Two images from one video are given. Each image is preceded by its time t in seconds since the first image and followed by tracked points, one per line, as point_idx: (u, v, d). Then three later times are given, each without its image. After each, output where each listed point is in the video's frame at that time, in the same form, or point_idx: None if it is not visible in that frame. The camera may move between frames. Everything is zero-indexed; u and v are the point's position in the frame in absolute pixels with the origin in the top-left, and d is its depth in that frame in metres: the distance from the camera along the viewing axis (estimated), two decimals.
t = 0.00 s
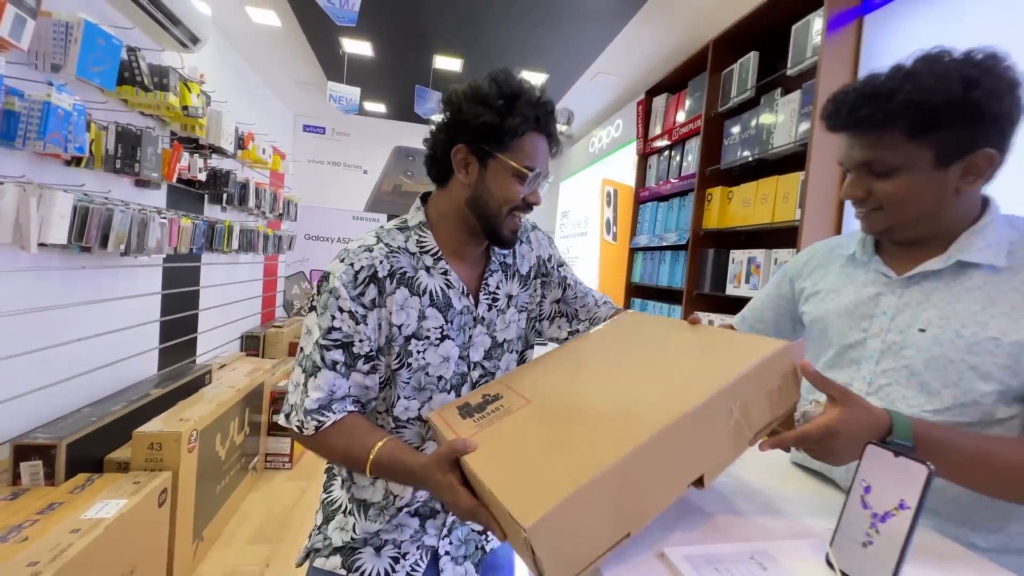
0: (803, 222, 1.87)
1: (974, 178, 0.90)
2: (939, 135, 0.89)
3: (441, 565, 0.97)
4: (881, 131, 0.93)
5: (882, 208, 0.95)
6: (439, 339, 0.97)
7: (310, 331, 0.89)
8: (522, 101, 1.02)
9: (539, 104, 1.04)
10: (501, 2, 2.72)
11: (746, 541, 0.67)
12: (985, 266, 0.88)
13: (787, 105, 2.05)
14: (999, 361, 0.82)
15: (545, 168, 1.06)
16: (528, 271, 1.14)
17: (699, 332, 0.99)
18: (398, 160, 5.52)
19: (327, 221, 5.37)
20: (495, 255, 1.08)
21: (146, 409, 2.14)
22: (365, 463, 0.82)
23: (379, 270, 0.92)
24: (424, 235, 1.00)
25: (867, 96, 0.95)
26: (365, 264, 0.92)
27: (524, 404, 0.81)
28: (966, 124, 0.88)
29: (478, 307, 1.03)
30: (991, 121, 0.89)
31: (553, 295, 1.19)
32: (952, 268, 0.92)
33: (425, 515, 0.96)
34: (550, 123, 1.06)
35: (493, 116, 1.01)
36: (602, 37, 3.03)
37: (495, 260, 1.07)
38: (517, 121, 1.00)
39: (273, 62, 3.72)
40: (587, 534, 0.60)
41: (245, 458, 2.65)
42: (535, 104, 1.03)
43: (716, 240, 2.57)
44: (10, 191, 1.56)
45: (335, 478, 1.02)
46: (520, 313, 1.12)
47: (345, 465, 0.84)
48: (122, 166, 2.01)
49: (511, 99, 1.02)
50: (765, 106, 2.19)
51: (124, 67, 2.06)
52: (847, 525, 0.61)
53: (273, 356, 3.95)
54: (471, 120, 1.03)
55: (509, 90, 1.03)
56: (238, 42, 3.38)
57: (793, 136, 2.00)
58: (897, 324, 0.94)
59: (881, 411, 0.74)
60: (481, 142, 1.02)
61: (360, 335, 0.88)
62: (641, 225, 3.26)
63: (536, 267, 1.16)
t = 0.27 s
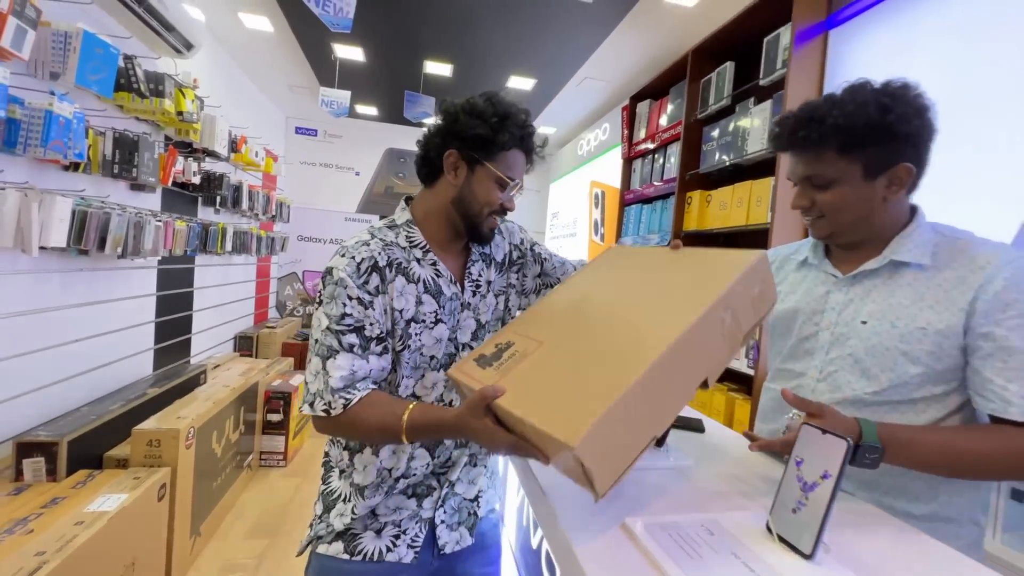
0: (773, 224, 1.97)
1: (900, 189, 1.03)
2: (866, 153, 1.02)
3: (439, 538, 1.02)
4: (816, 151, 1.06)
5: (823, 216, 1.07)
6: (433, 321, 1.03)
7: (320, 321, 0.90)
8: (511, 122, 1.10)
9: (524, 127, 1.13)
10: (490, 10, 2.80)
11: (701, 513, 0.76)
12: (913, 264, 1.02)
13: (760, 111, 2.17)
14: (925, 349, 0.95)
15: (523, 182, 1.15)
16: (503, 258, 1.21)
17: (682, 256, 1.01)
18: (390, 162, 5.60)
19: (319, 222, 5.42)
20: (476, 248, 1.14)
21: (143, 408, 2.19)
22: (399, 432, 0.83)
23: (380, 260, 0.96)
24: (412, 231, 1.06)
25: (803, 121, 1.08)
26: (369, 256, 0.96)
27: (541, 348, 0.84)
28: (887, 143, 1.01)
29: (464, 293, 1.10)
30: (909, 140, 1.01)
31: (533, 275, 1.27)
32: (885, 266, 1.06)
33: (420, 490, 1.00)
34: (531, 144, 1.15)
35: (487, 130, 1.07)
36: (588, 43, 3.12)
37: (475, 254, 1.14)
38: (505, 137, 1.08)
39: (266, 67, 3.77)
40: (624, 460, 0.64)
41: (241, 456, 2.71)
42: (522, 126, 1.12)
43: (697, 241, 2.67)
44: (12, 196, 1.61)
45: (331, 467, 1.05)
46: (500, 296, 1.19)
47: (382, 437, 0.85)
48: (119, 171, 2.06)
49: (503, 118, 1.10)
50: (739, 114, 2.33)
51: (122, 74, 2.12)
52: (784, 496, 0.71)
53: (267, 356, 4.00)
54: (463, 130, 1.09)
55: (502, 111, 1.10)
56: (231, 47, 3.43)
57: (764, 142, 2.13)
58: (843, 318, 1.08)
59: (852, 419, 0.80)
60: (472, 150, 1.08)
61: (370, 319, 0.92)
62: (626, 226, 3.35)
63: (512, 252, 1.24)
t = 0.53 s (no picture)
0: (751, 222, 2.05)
1: (865, 190, 1.09)
2: (835, 156, 1.07)
3: (435, 518, 1.07)
4: (787, 153, 1.11)
5: (796, 215, 1.13)
6: (430, 306, 1.03)
7: (331, 307, 0.89)
8: (490, 118, 1.14)
9: (502, 123, 1.17)
10: (476, 13, 2.84)
11: (671, 494, 0.82)
12: (874, 261, 1.07)
13: (739, 113, 2.28)
14: (882, 338, 1.02)
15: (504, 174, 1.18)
16: (485, 249, 1.21)
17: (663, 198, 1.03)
18: (379, 162, 5.62)
19: (309, 222, 5.43)
20: (461, 239, 1.16)
21: (133, 408, 2.20)
22: (432, 397, 0.82)
23: (381, 247, 0.97)
24: (404, 224, 1.06)
25: (777, 124, 1.13)
26: (371, 244, 0.97)
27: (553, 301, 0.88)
28: (854, 147, 1.06)
29: (455, 283, 1.11)
30: (874, 144, 1.07)
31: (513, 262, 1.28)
32: (851, 263, 1.11)
33: (417, 474, 1.03)
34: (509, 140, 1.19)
35: (468, 125, 1.11)
36: (574, 45, 3.17)
37: (461, 245, 1.15)
38: (486, 131, 1.11)
39: (255, 67, 3.78)
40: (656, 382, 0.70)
41: (231, 456, 2.72)
42: (500, 122, 1.16)
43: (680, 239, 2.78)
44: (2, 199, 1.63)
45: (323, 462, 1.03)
46: (486, 284, 1.20)
47: (418, 406, 0.83)
48: (108, 172, 2.08)
49: (481, 115, 1.14)
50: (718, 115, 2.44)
51: (110, 76, 2.13)
52: (745, 475, 0.76)
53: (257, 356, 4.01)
54: (445, 126, 1.12)
55: (479, 108, 1.15)
56: (218, 47, 3.43)
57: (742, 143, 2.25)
58: (810, 311, 1.12)
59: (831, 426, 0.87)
60: (455, 145, 1.11)
61: (380, 300, 0.92)
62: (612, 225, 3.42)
63: (495, 242, 1.25)
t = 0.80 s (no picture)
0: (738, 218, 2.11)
1: (857, 185, 1.11)
2: (830, 150, 1.09)
3: (436, 511, 1.08)
4: (783, 146, 1.13)
5: (790, 208, 1.15)
6: (423, 298, 1.04)
7: (336, 287, 0.88)
8: (476, 117, 1.14)
9: (489, 122, 1.17)
10: (464, 12, 2.84)
11: (659, 483, 0.84)
12: (860, 255, 1.10)
13: (723, 110, 2.34)
14: (865, 330, 1.05)
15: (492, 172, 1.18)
16: (476, 247, 1.22)
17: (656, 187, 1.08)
18: (370, 162, 5.61)
19: (299, 222, 5.41)
20: (450, 236, 1.16)
21: (123, 410, 2.19)
22: (454, 358, 0.79)
23: (380, 234, 0.98)
24: (399, 220, 1.05)
25: (774, 117, 1.14)
26: (369, 229, 0.97)
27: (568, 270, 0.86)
28: (849, 142, 1.08)
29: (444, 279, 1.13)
30: (868, 140, 1.09)
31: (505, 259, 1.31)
32: (840, 257, 1.13)
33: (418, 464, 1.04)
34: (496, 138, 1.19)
35: (454, 124, 1.11)
36: (563, 44, 3.19)
37: (450, 242, 1.15)
38: (472, 129, 1.11)
39: (242, 67, 3.75)
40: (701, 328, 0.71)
41: (223, 457, 2.72)
42: (486, 121, 1.16)
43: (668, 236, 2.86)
44: None
45: (319, 446, 1.02)
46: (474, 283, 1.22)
47: (437, 369, 0.79)
48: (94, 173, 2.06)
49: (468, 114, 1.14)
50: (704, 113, 2.49)
51: (94, 76, 2.11)
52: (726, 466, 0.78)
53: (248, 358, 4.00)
54: (432, 126, 1.12)
55: (465, 107, 1.15)
56: (205, 46, 3.40)
57: (727, 140, 2.29)
58: (799, 303, 1.16)
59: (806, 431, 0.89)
60: (442, 144, 1.11)
61: (384, 279, 0.92)
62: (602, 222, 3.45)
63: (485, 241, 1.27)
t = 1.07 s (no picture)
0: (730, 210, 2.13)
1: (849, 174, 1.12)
2: (821, 140, 1.10)
3: (434, 511, 1.08)
4: (777, 136, 1.13)
5: (784, 197, 1.15)
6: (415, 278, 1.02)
7: (325, 250, 0.85)
8: (454, 115, 1.11)
9: (468, 119, 1.14)
10: (453, 8, 2.83)
11: (650, 474, 0.84)
12: (853, 246, 1.11)
13: (713, 105, 2.36)
14: (858, 320, 1.05)
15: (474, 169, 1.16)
16: (461, 245, 1.23)
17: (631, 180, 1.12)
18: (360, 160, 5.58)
19: (289, 221, 5.37)
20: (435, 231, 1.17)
21: (111, 412, 2.16)
22: (471, 283, 0.74)
23: (369, 212, 0.99)
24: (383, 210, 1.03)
25: (767, 107, 1.15)
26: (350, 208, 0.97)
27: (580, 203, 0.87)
28: (841, 132, 1.09)
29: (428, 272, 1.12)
30: (861, 130, 1.10)
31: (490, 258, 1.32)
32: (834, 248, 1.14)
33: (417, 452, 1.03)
34: (476, 134, 1.16)
35: (430, 123, 1.08)
36: (553, 40, 3.18)
37: (435, 236, 1.16)
38: (450, 128, 1.08)
39: (229, 64, 3.71)
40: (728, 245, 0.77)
41: (215, 458, 2.69)
42: (465, 118, 1.13)
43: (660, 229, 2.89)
44: None
45: (312, 431, 1.00)
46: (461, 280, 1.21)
47: (453, 296, 0.74)
48: (77, 172, 2.03)
49: (446, 111, 1.11)
50: (693, 107, 2.51)
51: (76, 74, 2.08)
52: (714, 455, 0.78)
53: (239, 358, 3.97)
54: (409, 124, 1.09)
55: (444, 104, 1.12)
56: (190, 43, 3.36)
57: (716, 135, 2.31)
58: (791, 293, 1.16)
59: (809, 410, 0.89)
60: (420, 142, 1.08)
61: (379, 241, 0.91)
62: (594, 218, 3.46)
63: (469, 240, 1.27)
